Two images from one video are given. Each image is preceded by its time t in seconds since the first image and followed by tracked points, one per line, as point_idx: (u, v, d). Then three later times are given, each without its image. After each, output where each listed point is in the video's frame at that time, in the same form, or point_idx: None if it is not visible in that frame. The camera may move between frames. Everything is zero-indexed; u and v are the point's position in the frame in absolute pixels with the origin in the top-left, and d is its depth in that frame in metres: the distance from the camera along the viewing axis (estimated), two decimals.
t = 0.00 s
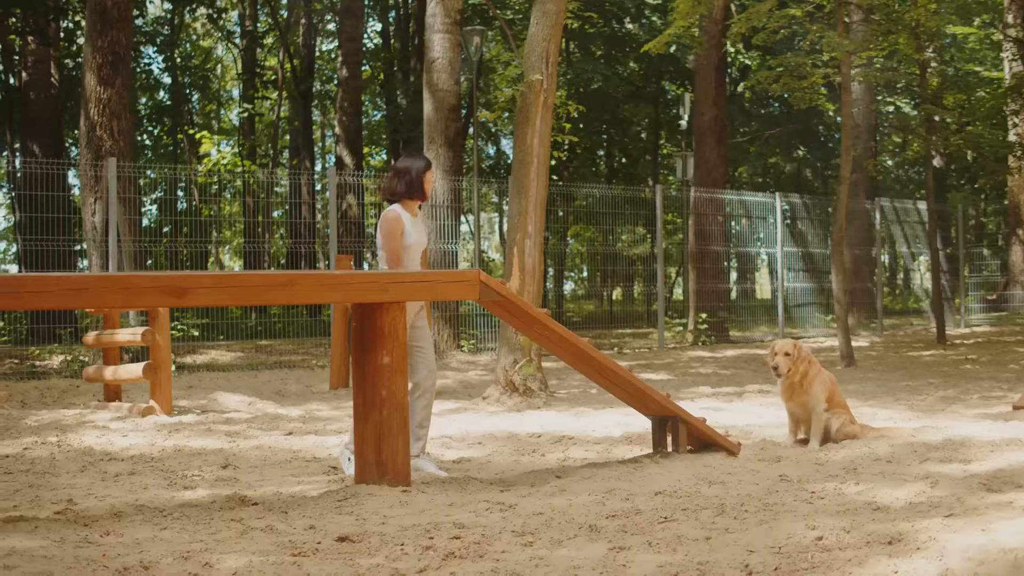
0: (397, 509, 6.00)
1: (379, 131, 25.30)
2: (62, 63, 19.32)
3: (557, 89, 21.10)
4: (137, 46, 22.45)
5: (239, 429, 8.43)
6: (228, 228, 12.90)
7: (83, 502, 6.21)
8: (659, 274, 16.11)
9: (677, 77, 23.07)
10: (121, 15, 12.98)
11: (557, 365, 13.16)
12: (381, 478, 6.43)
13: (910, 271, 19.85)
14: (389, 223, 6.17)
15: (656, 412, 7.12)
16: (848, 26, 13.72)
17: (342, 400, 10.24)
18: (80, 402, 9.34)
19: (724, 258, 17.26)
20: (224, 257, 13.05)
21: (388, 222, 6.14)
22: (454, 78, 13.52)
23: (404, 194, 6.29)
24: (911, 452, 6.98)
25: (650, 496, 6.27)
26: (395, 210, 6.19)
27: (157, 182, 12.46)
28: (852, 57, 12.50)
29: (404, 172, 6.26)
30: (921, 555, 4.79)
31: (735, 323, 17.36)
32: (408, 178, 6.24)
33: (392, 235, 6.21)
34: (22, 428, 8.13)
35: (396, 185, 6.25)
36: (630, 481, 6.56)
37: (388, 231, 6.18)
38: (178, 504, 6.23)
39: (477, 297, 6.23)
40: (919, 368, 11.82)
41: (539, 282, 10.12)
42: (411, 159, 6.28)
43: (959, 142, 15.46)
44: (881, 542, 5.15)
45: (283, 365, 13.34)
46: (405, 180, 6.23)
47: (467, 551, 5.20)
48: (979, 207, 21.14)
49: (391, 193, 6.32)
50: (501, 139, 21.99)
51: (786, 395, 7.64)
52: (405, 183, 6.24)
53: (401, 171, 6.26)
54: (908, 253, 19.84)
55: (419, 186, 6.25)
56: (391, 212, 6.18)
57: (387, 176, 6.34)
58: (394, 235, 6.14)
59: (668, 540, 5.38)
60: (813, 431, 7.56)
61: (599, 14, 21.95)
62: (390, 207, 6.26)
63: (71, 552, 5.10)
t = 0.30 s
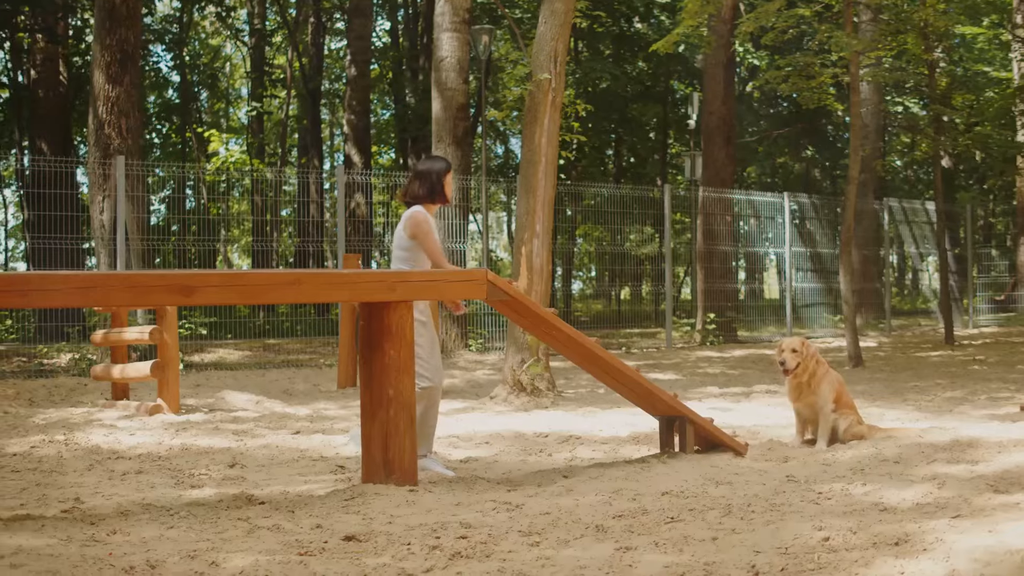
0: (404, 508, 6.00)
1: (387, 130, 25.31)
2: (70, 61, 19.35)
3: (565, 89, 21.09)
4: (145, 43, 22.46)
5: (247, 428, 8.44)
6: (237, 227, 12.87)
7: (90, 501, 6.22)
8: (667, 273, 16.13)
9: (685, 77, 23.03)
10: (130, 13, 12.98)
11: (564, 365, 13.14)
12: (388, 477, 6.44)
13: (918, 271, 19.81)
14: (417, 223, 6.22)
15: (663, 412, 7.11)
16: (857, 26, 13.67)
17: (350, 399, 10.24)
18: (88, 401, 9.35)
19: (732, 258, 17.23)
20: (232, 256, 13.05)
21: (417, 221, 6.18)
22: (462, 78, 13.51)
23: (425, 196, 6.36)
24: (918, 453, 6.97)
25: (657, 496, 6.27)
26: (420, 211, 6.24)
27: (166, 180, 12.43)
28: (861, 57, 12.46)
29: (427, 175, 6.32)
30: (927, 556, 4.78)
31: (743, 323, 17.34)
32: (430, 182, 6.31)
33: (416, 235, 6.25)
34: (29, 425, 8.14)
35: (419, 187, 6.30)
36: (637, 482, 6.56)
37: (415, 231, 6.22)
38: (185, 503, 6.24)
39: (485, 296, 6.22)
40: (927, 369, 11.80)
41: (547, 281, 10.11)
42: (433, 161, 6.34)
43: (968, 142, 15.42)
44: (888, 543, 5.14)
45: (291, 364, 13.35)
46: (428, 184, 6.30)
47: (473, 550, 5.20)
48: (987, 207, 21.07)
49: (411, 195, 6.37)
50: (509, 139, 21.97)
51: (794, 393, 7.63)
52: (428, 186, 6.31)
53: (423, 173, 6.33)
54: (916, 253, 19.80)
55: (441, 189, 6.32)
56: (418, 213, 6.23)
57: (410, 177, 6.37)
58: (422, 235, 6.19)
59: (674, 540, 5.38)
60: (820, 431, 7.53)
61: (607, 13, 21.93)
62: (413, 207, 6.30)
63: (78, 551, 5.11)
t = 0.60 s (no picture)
0: (410, 515, 6.00)
1: (394, 136, 25.34)
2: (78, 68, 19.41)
3: (572, 95, 21.09)
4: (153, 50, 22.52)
5: (253, 434, 8.43)
6: (245, 233, 12.93)
7: (96, 507, 6.22)
8: (674, 279, 16.11)
9: (692, 83, 23.03)
10: (138, 19, 13.01)
11: (570, 371, 13.13)
12: (394, 484, 6.42)
13: (926, 277, 19.76)
14: (448, 234, 6.23)
15: (671, 418, 7.08)
16: (865, 31, 13.62)
17: (356, 405, 10.23)
18: (95, 407, 9.35)
19: (739, 264, 17.20)
20: (239, 262, 13.07)
21: (451, 232, 6.20)
22: (470, 84, 13.51)
23: (446, 210, 6.42)
24: (925, 460, 6.94)
25: (663, 502, 6.25)
26: (449, 222, 6.28)
27: (173, 186, 12.40)
28: (869, 63, 12.44)
29: (452, 188, 6.39)
30: (933, 562, 4.76)
31: (751, 329, 17.31)
32: (454, 196, 6.39)
33: (443, 246, 6.27)
34: (36, 432, 8.15)
35: (442, 201, 6.37)
36: (643, 488, 6.54)
37: (447, 240, 6.22)
38: (191, 509, 6.25)
39: (491, 303, 6.21)
40: (934, 375, 11.75)
41: (554, 287, 10.09)
42: (458, 175, 6.42)
43: (976, 148, 15.37)
44: (894, 549, 5.12)
45: (297, 370, 13.35)
46: (453, 199, 6.39)
47: (478, 557, 5.20)
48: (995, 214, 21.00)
49: (433, 210, 6.41)
50: (516, 145, 21.98)
51: (800, 399, 7.58)
52: (453, 200, 6.38)
53: (447, 187, 6.40)
54: (924, 260, 19.75)
55: (465, 204, 6.42)
56: (447, 224, 6.25)
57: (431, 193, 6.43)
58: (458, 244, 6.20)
59: (680, 547, 5.36)
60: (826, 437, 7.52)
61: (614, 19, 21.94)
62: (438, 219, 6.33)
63: (83, 557, 5.11)
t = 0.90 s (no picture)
0: (408, 517, 6.00)
1: (392, 139, 25.38)
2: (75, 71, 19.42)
3: (569, 97, 21.11)
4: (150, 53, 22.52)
5: (251, 437, 8.43)
6: (242, 237, 12.91)
7: (94, 511, 6.23)
8: (671, 280, 16.11)
9: (689, 84, 23.04)
10: (135, 23, 13.00)
11: (569, 372, 13.13)
12: (392, 485, 6.44)
13: (923, 276, 19.76)
14: (466, 244, 6.27)
15: (669, 418, 7.07)
16: (860, 32, 13.63)
17: (354, 407, 10.23)
18: (92, 411, 9.34)
19: (736, 264, 17.19)
20: (237, 265, 13.07)
21: (469, 243, 6.25)
22: (466, 86, 13.52)
23: (458, 223, 6.44)
24: (923, 459, 6.94)
25: (661, 503, 6.26)
26: (467, 233, 6.33)
27: (171, 190, 12.40)
28: (865, 62, 12.44)
29: (465, 202, 6.42)
30: (931, 562, 4.76)
31: (748, 329, 17.32)
32: (466, 210, 6.42)
33: (458, 256, 6.32)
34: (34, 436, 8.15)
35: (456, 214, 6.39)
36: (641, 489, 6.55)
37: (464, 250, 6.27)
38: (189, 513, 6.25)
39: (488, 304, 6.20)
40: (931, 374, 11.76)
41: (552, 289, 10.07)
42: (470, 189, 6.45)
43: (972, 148, 15.37)
44: (892, 549, 5.12)
45: (295, 373, 13.35)
46: (465, 213, 6.41)
47: (477, 559, 5.20)
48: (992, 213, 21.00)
49: (445, 223, 6.43)
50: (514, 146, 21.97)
51: (797, 398, 7.61)
52: (465, 214, 6.41)
53: (459, 201, 6.43)
54: (921, 258, 19.76)
55: (477, 219, 6.45)
56: (465, 235, 6.31)
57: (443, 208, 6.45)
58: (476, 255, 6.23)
59: (678, 547, 5.37)
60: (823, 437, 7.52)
61: (611, 21, 21.94)
62: (453, 231, 6.35)
63: (82, 561, 5.12)
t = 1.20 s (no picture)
0: (405, 514, 6.01)
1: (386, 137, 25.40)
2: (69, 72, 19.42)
3: (564, 94, 21.13)
4: (145, 53, 22.50)
5: (248, 435, 8.42)
6: (237, 235, 12.98)
7: (91, 510, 6.24)
8: (667, 276, 16.12)
9: (684, 80, 23.05)
10: (128, 22, 13.00)
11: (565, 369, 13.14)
12: (389, 483, 6.45)
13: (918, 271, 19.79)
14: (479, 257, 6.34)
15: (665, 414, 7.08)
16: (854, 27, 13.62)
17: (351, 405, 10.23)
18: (89, 410, 9.33)
19: (732, 260, 17.20)
20: (232, 264, 13.06)
21: (482, 256, 6.31)
22: (461, 83, 13.52)
23: (468, 235, 6.48)
24: (919, 453, 6.95)
25: (658, 498, 6.27)
26: (479, 246, 6.38)
27: (166, 189, 12.37)
28: (858, 57, 12.46)
29: (477, 215, 6.45)
30: (928, 556, 4.77)
31: (743, 324, 17.37)
32: (478, 223, 6.45)
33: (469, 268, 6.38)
34: (31, 435, 8.13)
35: (467, 229, 6.43)
36: (638, 484, 6.55)
37: (477, 263, 6.32)
38: (187, 511, 6.26)
39: (484, 301, 6.23)
40: (927, 368, 11.77)
41: (548, 285, 10.10)
42: (481, 202, 6.48)
43: (966, 143, 15.38)
44: (889, 543, 5.13)
45: (291, 371, 13.35)
46: (477, 226, 6.45)
47: (474, 555, 5.21)
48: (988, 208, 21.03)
49: (455, 234, 6.46)
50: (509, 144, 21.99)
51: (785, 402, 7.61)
52: (476, 227, 6.44)
53: (468, 215, 6.45)
54: (916, 253, 19.79)
55: (488, 232, 6.50)
56: (478, 248, 6.37)
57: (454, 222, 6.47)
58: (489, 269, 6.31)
59: (675, 543, 5.38)
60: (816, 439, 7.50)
61: (605, 18, 21.94)
62: (466, 245, 6.38)
63: (79, 560, 5.12)
